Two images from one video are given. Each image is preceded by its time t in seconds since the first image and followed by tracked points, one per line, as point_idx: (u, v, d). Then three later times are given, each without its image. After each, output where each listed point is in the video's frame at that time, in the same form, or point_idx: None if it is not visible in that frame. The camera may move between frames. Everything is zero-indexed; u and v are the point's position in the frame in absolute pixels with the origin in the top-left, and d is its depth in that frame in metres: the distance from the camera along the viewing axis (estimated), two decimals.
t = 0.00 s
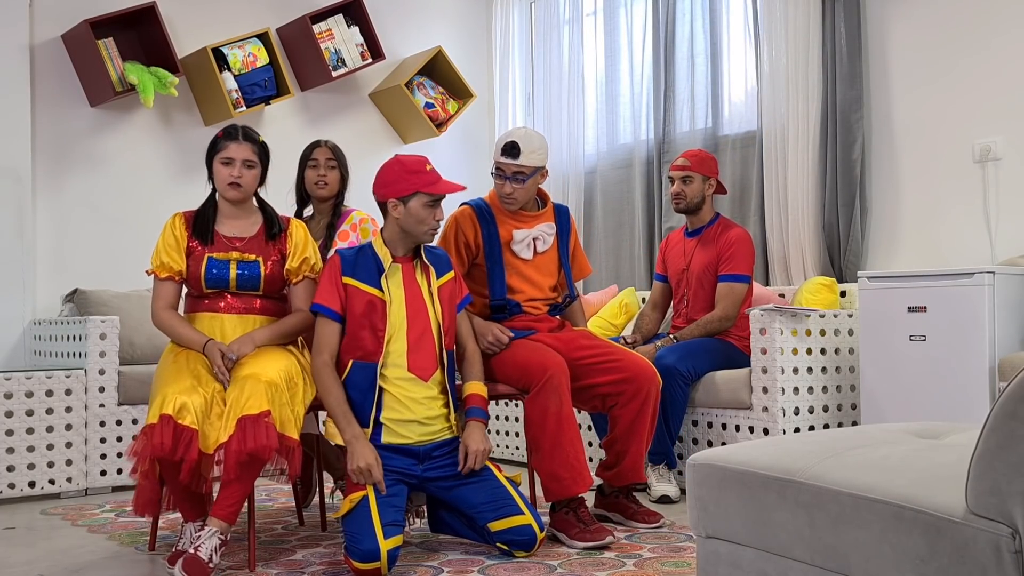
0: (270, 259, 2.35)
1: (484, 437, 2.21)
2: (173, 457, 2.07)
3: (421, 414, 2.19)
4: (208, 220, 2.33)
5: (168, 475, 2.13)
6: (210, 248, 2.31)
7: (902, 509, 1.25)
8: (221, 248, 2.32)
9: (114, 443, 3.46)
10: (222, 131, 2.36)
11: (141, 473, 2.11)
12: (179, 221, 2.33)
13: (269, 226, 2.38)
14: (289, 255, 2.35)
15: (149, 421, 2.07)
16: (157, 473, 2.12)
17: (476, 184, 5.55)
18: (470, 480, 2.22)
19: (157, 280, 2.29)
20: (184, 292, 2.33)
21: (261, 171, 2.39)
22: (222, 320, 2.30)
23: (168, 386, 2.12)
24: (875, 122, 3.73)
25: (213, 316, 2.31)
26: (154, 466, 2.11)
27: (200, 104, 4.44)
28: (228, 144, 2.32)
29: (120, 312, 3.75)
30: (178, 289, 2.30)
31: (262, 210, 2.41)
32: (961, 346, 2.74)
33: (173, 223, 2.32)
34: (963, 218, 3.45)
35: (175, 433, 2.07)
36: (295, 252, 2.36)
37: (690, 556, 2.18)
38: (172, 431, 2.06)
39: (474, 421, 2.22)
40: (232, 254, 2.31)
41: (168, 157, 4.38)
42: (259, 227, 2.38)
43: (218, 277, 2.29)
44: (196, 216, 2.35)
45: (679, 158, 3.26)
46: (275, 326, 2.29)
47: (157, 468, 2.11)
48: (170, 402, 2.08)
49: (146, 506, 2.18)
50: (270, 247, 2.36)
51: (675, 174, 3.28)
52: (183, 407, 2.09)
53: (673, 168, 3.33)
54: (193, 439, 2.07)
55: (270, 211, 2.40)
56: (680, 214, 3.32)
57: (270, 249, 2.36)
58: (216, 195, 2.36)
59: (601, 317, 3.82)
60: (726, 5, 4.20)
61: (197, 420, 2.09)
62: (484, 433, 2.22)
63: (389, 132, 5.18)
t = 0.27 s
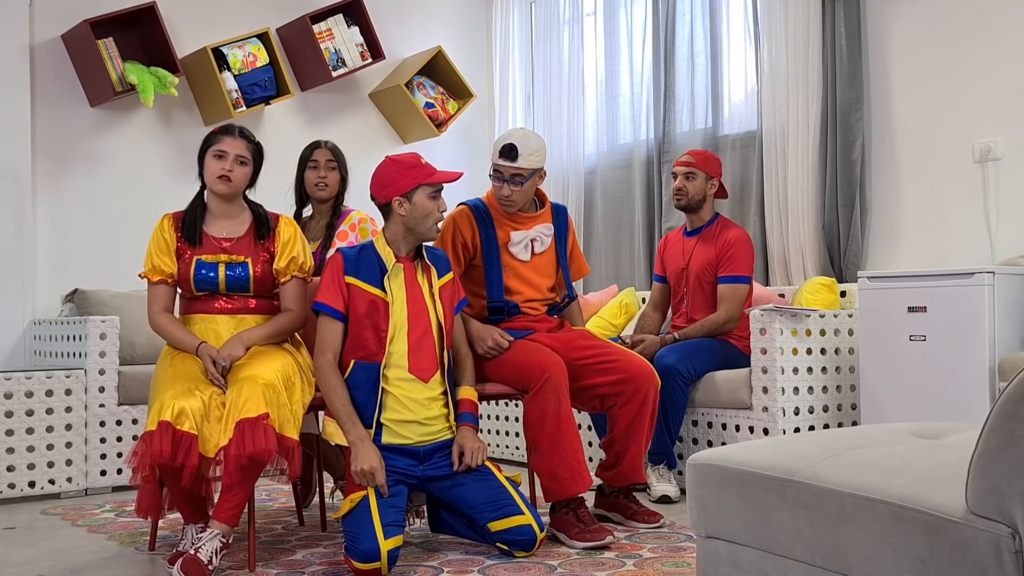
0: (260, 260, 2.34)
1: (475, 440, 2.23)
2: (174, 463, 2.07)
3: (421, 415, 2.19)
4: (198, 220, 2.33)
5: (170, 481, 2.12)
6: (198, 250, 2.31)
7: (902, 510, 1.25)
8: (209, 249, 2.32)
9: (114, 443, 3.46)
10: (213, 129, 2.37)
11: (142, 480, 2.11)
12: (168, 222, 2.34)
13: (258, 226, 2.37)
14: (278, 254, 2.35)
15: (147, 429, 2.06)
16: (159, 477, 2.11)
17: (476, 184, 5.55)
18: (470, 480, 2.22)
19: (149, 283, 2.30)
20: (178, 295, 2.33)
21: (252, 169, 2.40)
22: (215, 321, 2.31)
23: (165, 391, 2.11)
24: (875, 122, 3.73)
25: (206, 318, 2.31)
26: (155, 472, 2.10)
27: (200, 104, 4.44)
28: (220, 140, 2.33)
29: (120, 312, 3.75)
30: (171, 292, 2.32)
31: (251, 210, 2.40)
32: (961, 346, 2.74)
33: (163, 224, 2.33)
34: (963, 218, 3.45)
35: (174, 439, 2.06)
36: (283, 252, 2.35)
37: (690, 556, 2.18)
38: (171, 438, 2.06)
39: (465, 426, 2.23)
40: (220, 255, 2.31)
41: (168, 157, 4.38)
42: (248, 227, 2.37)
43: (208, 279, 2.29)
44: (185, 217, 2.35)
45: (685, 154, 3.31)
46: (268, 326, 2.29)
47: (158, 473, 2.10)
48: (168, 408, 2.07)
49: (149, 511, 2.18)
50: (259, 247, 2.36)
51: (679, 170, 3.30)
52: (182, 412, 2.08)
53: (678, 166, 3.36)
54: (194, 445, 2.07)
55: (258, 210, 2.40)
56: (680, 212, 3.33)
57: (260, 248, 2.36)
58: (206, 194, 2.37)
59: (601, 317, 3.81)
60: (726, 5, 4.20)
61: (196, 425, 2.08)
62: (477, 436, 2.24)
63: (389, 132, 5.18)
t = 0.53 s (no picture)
0: (256, 260, 2.34)
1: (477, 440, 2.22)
2: (176, 467, 2.07)
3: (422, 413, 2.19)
4: (194, 221, 2.33)
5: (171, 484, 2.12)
6: (194, 251, 2.31)
7: (902, 510, 1.25)
8: (205, 249, 2.31)
9: (114, 443, 3.46)
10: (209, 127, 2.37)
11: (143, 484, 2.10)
12: (162, 223, 2.33)
13: (254, 225, 2.37)
14: (275, 253, 2.35)
15: (149, 434, 2.06)
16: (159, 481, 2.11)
17: (476, 184, 5.55)
18: (470, 480, 2.22)
19: (144, 286, 2.30)
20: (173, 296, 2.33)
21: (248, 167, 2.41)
22: (213, 322, 2.31)
23: (166, 395, 2.11)
24: (875, 122, 3.73)
25: (204, 319, 2.31)
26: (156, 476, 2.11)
27: (200, 104, 4.44)
28: (217, 138, 2.34)
29: (120, 311, 3.75)
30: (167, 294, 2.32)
31: (246, 210, 2.40)
32: (961, 346, 2.74)
33: (157, 226, 2.32)
34: (963, 218, 3.45)
35: (176, 443, 2.06)
36: (280, 251, 2.36)
37: (690, 556, 2.18)
38: (173, 442, 2.05)
39: (467, 426, 2.22)
40: (217, 256, 2.31)
41: (168, 157, 4.38)
42: (243, 226, 2.37)
43: (205, 281, 2.29)
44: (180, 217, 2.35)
45: (693, 152, 3.34)
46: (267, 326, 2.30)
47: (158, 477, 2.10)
48: (169, 412, 2.07)
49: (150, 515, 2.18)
50: (255, 247, 2.36)
51: (687, 168, 3.33)
52: (183, 416, 2.07)
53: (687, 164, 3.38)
54: (196, 448, 2.07)
55: (254, 210, 2.39)
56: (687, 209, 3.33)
57: (256, 247, 2.36)
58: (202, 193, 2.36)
59: (601, 317, 3.82)
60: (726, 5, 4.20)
61: (197, 428, 2.08)
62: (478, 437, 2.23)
63: (389, 132, 5.18)
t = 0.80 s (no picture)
0: (257, 258, 2.34)
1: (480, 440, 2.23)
2: (177, 468, 2.07)
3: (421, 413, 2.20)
4: (193, 221, 2.33)
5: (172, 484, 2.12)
6: (194, 250, 2.31)
7: (902, 510, 1.25)
8: (204, 249, 2.31)
9: (114, 443, 3.46)
10: (206, 126, 2.38)
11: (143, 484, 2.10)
12: (161, 225, 2.33)
13: (252, 223, 2.37)
14: (274, 251, 2.35)
15: (149, 435, 2.06)
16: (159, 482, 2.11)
17: (476, 184, 5.55)
18: (470, 479, 2.22)
19: (145, 289, 2.30)
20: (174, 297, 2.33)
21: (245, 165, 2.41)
22: (213, 322, 2.31)
23: (166, 396, 2.11)
24: (875, 122, 3.73)
25: (205, 319, 2.31)
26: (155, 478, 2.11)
27: (200, 104, 4.44)
28: (217, 135, 2.34)
29: (120, 312, 3.75)
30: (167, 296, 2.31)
31: (245, 208, 2.40)
32: (961, 346, 2.74)
33: (156, 227, 2.32)
34: (963, 218, 3.45)
35: (177, 444, 2.06)
36: (279, 248, 2.36)
37: (690, 556, 2.18)
38: (174, 442, 2.06)
39: (468, 425, 2.22)
40: (217, 256, 2.31)
41: (168, 157, 4.38)
42: (242, 224, 2.37)
43: (205, 281, 2.29)
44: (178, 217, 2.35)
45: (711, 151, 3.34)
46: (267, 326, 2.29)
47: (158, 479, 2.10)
48: (169, 413, 2.07)
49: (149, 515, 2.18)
50: (254, 244, 2.36)
51: (704, 167, 3.32)
52: (183, 416, 2.08)
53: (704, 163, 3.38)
54: (196, 449, 2.07)
55: (252, 206, 2.40)
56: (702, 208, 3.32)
57: (255, 245, 2.36)
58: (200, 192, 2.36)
59: (601, 317, 3.82)
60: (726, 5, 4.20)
61: (198, 429, 2.08)
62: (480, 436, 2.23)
63: (389, 132, 5.18)
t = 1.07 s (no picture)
0: (256, 259, 2.34)
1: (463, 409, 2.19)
2: (177, 466, 2.07)
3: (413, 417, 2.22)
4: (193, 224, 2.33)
5: (171, 483, 2.12)
6: (194, 252, 2.31)
7: (902, 510, 1.25)
8: (204, 250, 2.32)
9: (114, 443, 3.46)
10: (210, 127, 2.37)
11: (143, 483, 2.10)
12: (161, 226, 2.33)
13: (251, 224, 2.37)
14: (274, 252, 2.35)
15: (149, 432, 2.06)
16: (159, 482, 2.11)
17: (476, 184, 5.55)
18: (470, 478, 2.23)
19: (145, 290, 2.30)
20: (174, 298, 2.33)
21: (247, 172, 2.41)
22: (213, 322, 2.31)
23: (167, 394, 2.11)
24: (875, 122, 3.73)
25: (205, 318, 2.31)
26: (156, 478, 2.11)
27: (200, 104, 4.44)
28: (220, 139, 2.33)
29: (120, 312, 3.75)
30: (168, 297, 2.31)
31: (245, 209, 2.40)
32: (961, 346, 2.74)
33: (156, 229, 2.32)
34: (964, 218, 3.45)
35: (177, 442, 2.06)
36: (279, 249, 2.35)
37: (690, 556, 2.18)
38: (174, 440, 2.06)
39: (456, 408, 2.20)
40: (216, 257, 2.31)
41: (168, 157, 4.38)
42: (242, 225, 2.37)
43: (205, 282, 2.29)
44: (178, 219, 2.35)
45: (726, 154, 3.33)
46: (266, 328, 2.29)
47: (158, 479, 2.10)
48: (170, 411, 2.07)
49: (147, 514, 2.15)
50: (253, 245, 2.36)
51: (719, 169, 3.31)
52: (184, 414, 2.08)
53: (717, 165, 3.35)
54: (196, 447, 2.07)
55: (251, 207, 2.39)
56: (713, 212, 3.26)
57: (254, 246, 2.36)
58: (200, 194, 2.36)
59: (600, 317, 3.82)
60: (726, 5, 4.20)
61: (198, 427, 2.09)
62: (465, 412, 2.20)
63: (389, 132, 5.18)
